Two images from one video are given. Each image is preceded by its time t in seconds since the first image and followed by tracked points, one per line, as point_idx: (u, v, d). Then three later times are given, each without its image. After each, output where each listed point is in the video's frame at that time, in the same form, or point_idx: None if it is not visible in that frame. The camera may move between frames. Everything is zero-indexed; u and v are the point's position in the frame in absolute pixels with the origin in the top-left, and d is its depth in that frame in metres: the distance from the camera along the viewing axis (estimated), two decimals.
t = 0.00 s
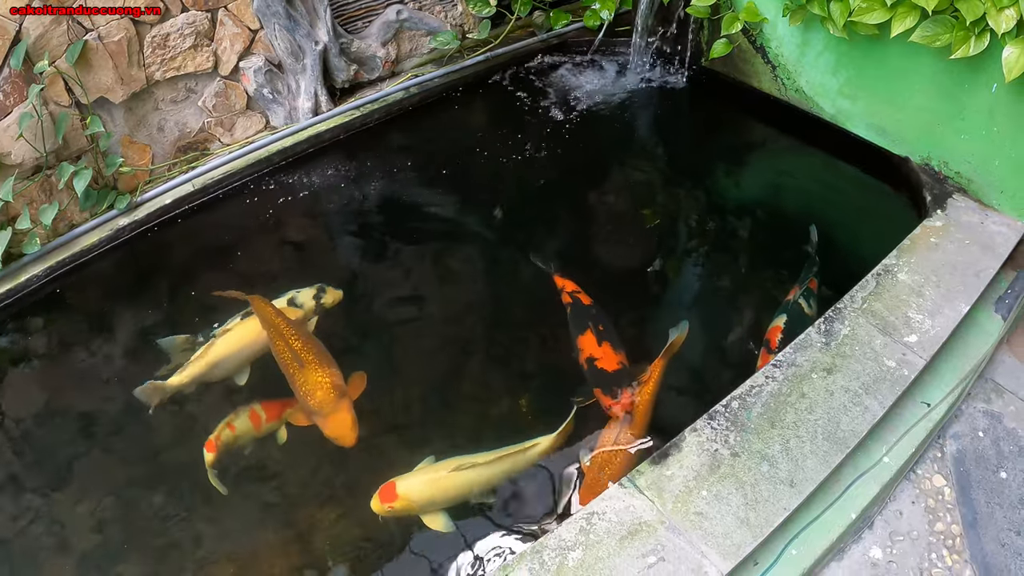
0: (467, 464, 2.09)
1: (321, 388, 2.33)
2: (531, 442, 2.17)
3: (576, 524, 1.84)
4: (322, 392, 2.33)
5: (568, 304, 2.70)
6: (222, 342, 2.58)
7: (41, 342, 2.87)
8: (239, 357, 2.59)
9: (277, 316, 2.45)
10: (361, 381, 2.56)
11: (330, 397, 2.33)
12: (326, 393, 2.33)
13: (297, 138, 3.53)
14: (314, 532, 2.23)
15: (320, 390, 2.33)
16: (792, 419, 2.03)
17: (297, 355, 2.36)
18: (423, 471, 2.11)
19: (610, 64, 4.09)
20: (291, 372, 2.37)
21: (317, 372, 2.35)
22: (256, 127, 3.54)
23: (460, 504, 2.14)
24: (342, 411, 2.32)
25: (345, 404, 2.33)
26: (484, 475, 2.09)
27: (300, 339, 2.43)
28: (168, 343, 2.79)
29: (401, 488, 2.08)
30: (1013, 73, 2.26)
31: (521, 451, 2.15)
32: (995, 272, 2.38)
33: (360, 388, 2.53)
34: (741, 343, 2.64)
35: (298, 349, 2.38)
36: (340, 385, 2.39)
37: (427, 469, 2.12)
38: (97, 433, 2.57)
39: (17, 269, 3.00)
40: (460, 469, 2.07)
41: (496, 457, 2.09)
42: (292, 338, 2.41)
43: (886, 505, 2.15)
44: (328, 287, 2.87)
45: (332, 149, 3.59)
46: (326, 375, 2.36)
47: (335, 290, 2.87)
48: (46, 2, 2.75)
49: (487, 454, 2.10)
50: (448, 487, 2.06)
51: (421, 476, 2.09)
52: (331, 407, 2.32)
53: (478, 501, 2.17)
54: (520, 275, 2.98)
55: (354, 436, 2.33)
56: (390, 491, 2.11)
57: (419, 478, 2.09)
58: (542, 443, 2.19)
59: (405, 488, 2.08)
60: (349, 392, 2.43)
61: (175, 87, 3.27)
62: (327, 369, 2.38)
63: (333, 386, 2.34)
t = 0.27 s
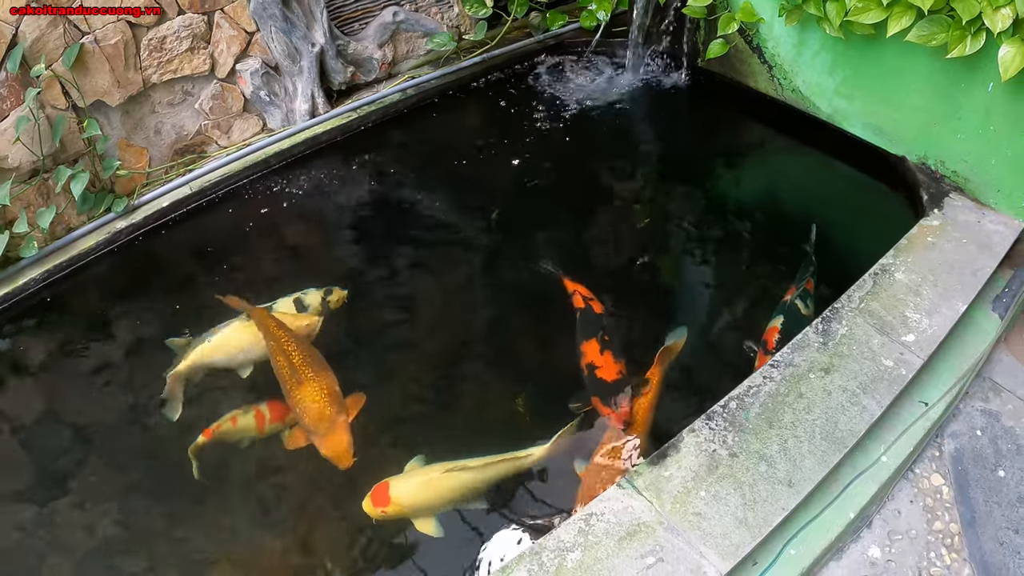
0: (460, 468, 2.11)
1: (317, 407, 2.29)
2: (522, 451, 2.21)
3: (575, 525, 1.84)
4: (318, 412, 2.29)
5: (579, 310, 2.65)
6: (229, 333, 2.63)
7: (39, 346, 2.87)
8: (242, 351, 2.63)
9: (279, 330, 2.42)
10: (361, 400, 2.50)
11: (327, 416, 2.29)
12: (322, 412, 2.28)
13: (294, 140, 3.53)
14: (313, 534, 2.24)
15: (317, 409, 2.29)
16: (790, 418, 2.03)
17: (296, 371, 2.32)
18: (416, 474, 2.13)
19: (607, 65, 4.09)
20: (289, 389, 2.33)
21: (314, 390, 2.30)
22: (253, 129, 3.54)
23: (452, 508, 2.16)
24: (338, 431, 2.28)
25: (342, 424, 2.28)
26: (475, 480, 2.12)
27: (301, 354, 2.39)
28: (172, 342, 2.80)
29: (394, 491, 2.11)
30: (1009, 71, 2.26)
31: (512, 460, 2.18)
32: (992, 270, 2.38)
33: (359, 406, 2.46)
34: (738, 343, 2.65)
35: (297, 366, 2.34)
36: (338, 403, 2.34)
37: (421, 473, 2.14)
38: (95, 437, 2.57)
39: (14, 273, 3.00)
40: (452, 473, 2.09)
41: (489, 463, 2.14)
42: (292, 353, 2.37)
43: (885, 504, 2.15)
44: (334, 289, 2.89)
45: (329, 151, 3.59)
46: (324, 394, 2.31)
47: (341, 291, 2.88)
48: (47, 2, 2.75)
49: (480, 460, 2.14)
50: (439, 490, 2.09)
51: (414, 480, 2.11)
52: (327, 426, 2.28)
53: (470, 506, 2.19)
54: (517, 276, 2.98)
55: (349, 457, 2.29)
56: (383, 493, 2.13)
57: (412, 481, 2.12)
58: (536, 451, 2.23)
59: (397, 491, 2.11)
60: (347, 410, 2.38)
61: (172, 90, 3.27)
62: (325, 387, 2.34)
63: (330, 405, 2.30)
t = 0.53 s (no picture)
0: (454, 473, 2.07)
1: (315, 427, 2.22)
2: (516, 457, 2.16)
3: (573, 526, 1.84)
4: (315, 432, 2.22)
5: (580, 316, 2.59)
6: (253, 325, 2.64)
7: (37, 350, 2.86)
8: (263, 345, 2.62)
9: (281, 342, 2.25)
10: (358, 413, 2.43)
11: (325, 435, 2.22)
12: (320, 432, 2.22)
13: (291, 142, 3.53)
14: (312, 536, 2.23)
15: (314, 429, 2.22)
16: (787, 418, 2.04)
17: (295, 390, 2.22)
18: (411, 477, 2.10)
19: (603, 66, 4.09)
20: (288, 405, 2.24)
21: (313, 410, 2.22)
22: (249, 132, 3.53)
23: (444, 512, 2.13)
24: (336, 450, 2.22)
25: (341, 444, 2.23)
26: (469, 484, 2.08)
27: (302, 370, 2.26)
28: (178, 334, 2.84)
29: (387, 493, 2.08)
30: (1005, 70, 2.27)
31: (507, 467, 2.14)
32: (989, 269, 2.39)
33: (356, 423, 2.38)
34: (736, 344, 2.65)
35: (297, 384, 2.22)
36: (336, 421, 2.27)
37: (416, 475, 2.11)
38: (93, 441, 2.57)
39: (12, 277, 2.99)
40: (445, 480, 2.05)
41: (481, 468, 2.08)
42: (293, 370, 2.24)
43: (883, 503, 2.15)
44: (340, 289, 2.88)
45: (326, 153, 3.59)
46: (323, 414, 2.23)
47: (348, 291, 2.87)
48: (47, 2, 2.75)
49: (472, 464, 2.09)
50: (432, 495, 2.06)
51: (409, 482, 2.08)
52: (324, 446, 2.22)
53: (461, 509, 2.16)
54: (515, 277, 2.98)
55: (345, 475, 2.25)
56: (376, 493, 2.10)
57: (407, 484, 2.08)
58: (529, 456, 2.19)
59: (390, 493, 2.08)
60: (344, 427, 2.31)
61: (168, 92, 3.26)
62: (324, 405, 2.24)
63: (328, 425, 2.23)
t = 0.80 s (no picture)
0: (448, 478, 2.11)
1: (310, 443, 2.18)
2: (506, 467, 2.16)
3: (571, 526, 1.84)
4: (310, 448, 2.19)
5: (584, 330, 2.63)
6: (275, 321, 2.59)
7: (34, 352, 2.85)
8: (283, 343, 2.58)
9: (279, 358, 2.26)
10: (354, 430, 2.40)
11: (320, 451, 2.19)
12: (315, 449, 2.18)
13: (288, 143, 3.53)
14: (310, 537, 2.23)
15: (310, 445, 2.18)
16: (785, 418, 2.03)
17: (291, 406, 2.20)
18: (405, 478, 2.13)
19: (600, 66, 4.10)
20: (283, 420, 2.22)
21: (308, 426, 2.18)
22: (246, 133, 3.53)
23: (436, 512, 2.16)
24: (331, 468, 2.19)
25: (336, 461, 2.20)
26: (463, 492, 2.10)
27: (299, 386, 2.25)
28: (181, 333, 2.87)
29: (381, 491, 2.11)
30: (1001, 69, 2.27)
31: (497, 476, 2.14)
32: (986, 267, 2.39)
33: (352, 441, 2.36)
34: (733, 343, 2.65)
35: (292, 399, 2.20)
36: (332, 437, 2.23)
37: (410, 477, 2.13)
38: (91, 444, 2.56)
39: (9, 279, 2.98)
40: (438, 483, 2.08)
41: (475, 475, 2.10)
42: (290, 386, 2.23)
43: (881, 502, 2.15)
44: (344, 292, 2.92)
45: (322, 154, 3.59)
46: (318, 431, 2.19)
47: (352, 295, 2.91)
48: (46, 2, 2.76)
49: (467, 470, 2.11)
50: (424, 496, 2.09)
51: (403, 483, 2.11)
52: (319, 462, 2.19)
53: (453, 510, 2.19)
54: (513, 278, 2.98)
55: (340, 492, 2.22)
56: (371, 491, 2.13)
57: (401, 484, 2.11)
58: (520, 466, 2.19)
59: (383, 492, 2.11)
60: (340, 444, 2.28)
61: (165, 94, 3.26)
62: (319, 420, 2.21)
63: (323, 442, 2.18)
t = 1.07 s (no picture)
0: (438, 478, 2.06)
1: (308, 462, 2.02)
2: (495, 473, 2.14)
3: (568, 527, 1.84)
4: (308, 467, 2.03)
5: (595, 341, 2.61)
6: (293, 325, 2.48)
7: (31, 354, 2.85)
8: (300, 346, 2.50)
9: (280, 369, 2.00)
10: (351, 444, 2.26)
11: (318, 469, 2.03)
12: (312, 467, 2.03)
13: (284, 144, 3.52)
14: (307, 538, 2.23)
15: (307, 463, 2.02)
16: (782, 418, 2.03)
17: (288, 421, 2.00)
18: (395, 478, 2.08)
19: (597, 66, 4.09)
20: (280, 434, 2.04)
21: (307, 443, 2.01)
22: (242, 134, 3.53)
23: (426, 512, 2.12)
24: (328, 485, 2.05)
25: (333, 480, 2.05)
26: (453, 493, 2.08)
27: (299, 400, 2.01)
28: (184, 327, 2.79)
29: (371, 490, 2.06)
30: (998, 68, 2.27)
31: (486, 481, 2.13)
32: (983, 266, 2.39)
33: (351, 454, 2.22)
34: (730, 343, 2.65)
35: (290, 415, 2.00)
36: (331, 452, 2.07)
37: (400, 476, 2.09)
38: (87, 446, 2.56)
39: (5, 281, 2.98)
40: (427, 484, 2.04)
41: (469, 477, 2.08)
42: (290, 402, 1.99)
43: (878, 502, 2.15)
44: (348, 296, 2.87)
45: (319, 155, 3.59)
46: (319, 450, 2.03)
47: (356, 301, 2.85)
48: (46, 2, 2.76)
49: (461, 472, 2.08)
50: (413, 496, 2.04)
51: (392, 483, 2.06)
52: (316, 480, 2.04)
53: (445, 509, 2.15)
54: (510, 278, 2.98)
55: (337, 509, 2.08)
56: (361, 489, 2.08)
57: (390, 483, 2.06)
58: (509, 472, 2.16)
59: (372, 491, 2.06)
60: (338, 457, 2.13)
61: (161, 95, 3.26)
62: (319, 436, 2.03)
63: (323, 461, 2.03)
